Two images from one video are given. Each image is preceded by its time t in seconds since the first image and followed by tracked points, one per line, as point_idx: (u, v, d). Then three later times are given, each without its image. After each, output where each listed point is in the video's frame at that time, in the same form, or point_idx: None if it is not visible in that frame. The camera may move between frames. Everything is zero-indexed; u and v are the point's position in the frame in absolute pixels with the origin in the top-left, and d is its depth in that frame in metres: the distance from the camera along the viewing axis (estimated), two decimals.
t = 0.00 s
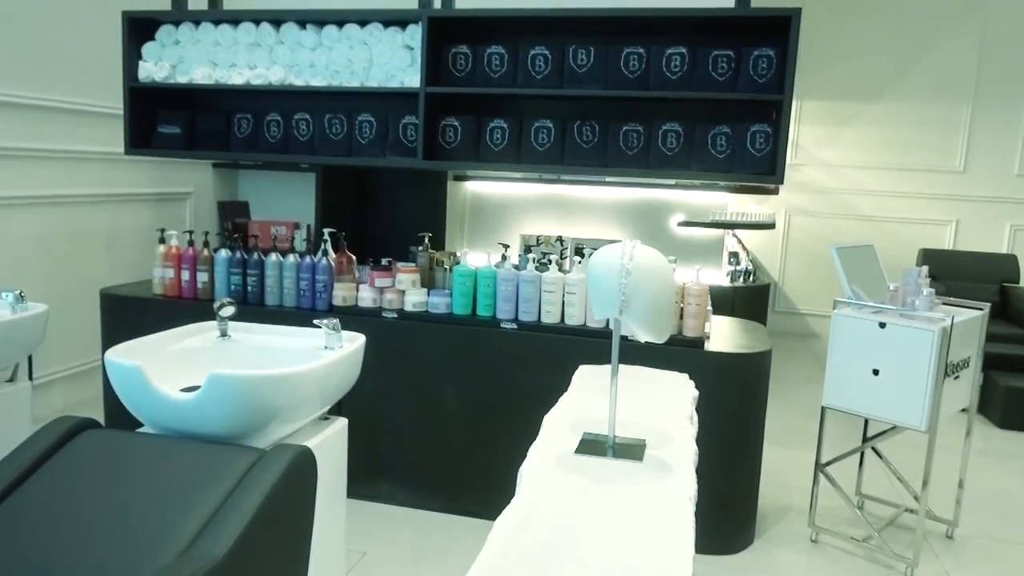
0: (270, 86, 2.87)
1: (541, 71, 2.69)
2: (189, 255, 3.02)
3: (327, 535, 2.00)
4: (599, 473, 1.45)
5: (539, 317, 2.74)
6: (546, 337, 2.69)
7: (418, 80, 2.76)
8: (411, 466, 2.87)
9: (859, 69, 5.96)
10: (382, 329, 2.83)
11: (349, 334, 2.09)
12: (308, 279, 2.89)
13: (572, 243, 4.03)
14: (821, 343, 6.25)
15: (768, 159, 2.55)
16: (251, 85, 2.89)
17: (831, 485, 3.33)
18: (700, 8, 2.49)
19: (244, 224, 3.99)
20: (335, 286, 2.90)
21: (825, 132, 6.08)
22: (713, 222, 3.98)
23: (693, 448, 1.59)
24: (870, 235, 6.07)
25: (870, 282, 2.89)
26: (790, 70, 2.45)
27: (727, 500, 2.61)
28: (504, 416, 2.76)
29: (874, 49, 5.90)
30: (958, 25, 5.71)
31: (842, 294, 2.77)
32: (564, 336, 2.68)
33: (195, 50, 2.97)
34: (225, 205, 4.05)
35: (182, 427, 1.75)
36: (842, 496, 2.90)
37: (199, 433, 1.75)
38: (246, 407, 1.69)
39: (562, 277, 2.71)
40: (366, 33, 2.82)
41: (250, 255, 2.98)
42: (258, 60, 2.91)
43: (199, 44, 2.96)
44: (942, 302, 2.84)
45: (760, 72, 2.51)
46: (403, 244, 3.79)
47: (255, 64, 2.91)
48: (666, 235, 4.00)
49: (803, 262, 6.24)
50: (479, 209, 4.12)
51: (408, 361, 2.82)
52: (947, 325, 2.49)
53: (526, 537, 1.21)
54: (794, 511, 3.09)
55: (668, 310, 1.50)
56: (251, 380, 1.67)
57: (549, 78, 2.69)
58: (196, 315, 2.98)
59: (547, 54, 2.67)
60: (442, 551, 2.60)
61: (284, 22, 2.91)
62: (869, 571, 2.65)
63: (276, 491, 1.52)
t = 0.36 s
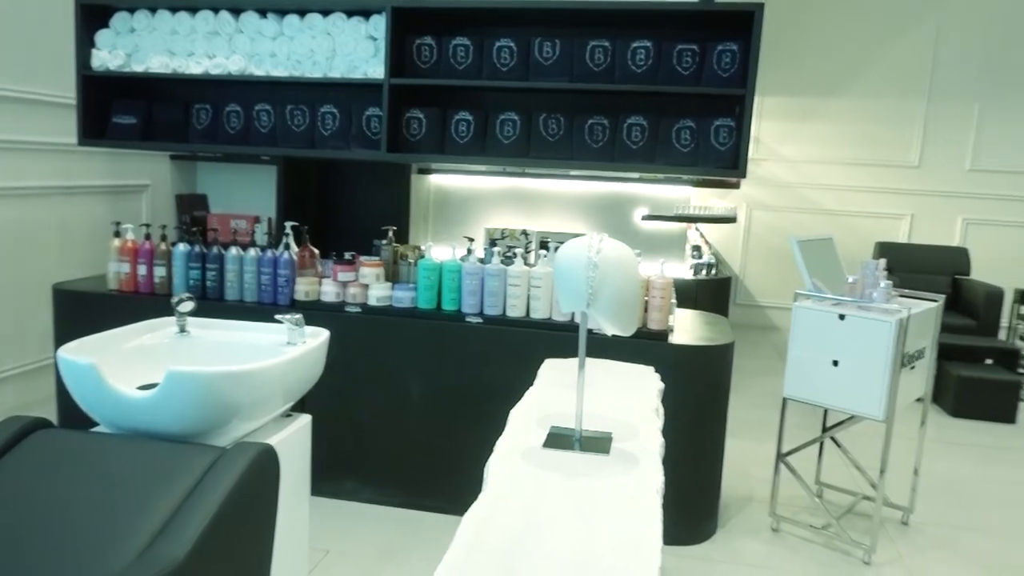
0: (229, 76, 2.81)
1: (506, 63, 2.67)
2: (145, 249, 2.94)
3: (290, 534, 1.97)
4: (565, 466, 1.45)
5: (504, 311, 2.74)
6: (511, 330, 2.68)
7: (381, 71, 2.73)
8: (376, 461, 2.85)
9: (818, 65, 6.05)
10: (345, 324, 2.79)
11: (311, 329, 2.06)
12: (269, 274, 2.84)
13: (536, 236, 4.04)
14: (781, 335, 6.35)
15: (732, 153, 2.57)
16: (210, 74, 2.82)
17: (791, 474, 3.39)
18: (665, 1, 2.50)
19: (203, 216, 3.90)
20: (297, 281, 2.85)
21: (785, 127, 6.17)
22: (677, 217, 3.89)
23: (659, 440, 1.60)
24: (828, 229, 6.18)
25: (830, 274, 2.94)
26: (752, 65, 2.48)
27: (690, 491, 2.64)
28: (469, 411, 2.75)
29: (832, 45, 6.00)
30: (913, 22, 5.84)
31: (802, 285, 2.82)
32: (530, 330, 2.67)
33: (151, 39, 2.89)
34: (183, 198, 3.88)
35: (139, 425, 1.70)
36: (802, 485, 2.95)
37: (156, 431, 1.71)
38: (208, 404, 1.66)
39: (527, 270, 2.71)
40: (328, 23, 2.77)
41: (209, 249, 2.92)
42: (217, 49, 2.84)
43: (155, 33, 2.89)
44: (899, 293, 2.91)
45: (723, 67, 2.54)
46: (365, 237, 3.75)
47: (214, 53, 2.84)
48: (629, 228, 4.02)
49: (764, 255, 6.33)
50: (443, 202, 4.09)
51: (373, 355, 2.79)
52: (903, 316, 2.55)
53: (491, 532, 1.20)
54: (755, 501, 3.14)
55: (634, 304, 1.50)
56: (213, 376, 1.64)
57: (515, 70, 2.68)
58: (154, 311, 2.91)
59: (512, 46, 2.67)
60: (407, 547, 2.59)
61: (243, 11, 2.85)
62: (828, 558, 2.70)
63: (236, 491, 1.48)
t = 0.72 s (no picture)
0: (108, 71, 2.61)
1: (408, 63, 2.69)
2: (12, 257, 2.67)
3: (187, 558, 1.86)
4: (484, 472, 1.43)
5: (408, 316, 2.69)
6: (417, 336, 2.63)
7: (277, 69, 2.62)
8: (275, 476, 2.73)
9: (704, 71, 6.29)
10: (241, 333, 2.66)
11: (208, 341, 1.96)
12: (156, 282, 2.67)
13: (438, 239, 3.98)
14: (674, 331, 6.56)
15: (633, 155, 2.69)
16: (86, 68, 2.61)
17: (690, 466, 3.50)
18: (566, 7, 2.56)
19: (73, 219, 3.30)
20: (187, 289, 2.70)
21: (675, 131, 6.38)
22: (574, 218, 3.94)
23: (574, 441, 1.61)
24: (716, 229, 6.44)
25: (724, 271, 3.05)
26: (650, 70, 2.59)
27: (598, 489, 2.68)
28: (376, 419, 2.69)
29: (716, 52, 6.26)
30: (789, 32, 6.19)
31: (698, 282, 2.91)
32: (436, 334, 2.63)
33: (18, 27, 2.64)
34: (51, 198, 3.29)
35: (10, 452, 1.54)
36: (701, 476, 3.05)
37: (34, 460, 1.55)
38: (95, 425, 1.53)
39: (432, 274, 2.67)
40: (219, 18, 2.64)
41: (87, 257, 2.69)
42: (96, 42, 2.65)
43: (23, 22, 2.64)
44: (787, 288, 3.06)
45: (624, 71, 2.64)
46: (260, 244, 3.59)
47: (91, 47, 2.65)
48: (531, 230, 4.03)
49: (656, 254, 6.53)
50: (340, 205, 3.98)
51: (272, 367, 2.67)
52: (793, 312, 2.68)
53: (414, 544, 1.16)
54: (658, 493, 3.22)
55: (550, 309, 1.49)
56: (100, 394, 1.52)
57: (416, 71, 2.70)
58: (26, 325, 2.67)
59: (413, 46, 2.68)
60: (313, 563, 2.50)
61: (125, 2, 2.67)
62: (727, 544, 2.81)
63: (133, 518, 1.38)
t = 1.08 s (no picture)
0: None
1: (293, 56, 2.60)
2: None
3: None
4: (407, 472, 1.41)
5: (307, 317, 2.61)
6: (318, 338, 2.55)
7: (152, 63, 2.46)
8: (171, 495, 2.58)
9: (586, 63, 6.42)
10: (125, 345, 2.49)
11: (94, 356, 1.84)
12: (23, 295, 2.44)
13: (327, 239, 3.85)
14: (566, 319, 6.70)
15: (527, 148, 2.75)
16: None
17: (593, 450, 3.58)
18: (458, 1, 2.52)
19: None
20: (60, 300, 2.49)
21: (560, 122, 6.48)
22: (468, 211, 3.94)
23: (494, 434, 1.61)
24: (602, 218, 6.61)
25: (619, 258, 3.14)
26: (542, 63, 2.62)
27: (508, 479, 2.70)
28: (276, 427, 2.59)
29: (595, 45, 6.40)
30: (662, 26, 6.42)
31: (595, 270, 2.97)
32: (337, 335, 2.56)
33: None
34: None
35: None
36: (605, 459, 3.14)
37: None
38: None
39: (330, 273, 2.60)
40: (82, 7, 2.44)
41: None
42: None
43: None
44: (678, 272, 3.18)
45: (515, 64, 2.66)
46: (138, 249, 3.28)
47: None
48: (424, 225, 4.00)
49: (546, 245, 6.63)
50: (222, 206, 3.79)
51: (161, 380, 2.52)
52: (686, 295, 2.79)
53: (346, 552, 1.13)
54: (564, 479, 3.28)
55: (465, 305, 1.49)
56: None
57: (303, 64, 2.62)
58: None
59: (299, 38, 2.59)
60: None
61: None
62: (634, 523, 2.90)
63: (30, 548, 1.27)
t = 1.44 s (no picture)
0: None
1: (191, 54, 2.52)
2: None
3: None
4: (325, 482, 1.38)
5: (212, 327, 2.51)
6: (225, 348, 2.46)
7: (35, 60, 2.31)
8: (67, 520, 2.44)
9: (492, 65, 6.45)
10: (10, 361, 2.33)
11: None
12: None
13: (229, 245, 3.70)
14: (477, 320, 6.71)
15: (437, 149, 2.76)
16: None
17: (509, 450, 3.61)
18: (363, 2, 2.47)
19: None
20: None
21: (467, 124, 6.48)
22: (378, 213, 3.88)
23: (413, 439, 1.60)
24: (511, 219, 6.66)
25: (531, 260, 3.17)
26: (449, 64, 2.62)
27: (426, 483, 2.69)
28: (181, 442, 2.48)
29: (500, 47, 6.44)
30: (566, 29, 6.52)
31: (508, 271, 2.99)
32: (245, 344, 2.48)
33: None
34: None
35: None
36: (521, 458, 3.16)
37: None
38: None
39: (235, 280, 2.52)
40: None
41: None
42: None
43: None
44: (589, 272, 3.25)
45: (423, 65, 2.65)
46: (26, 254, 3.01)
47: None
48: (332, 228, 3.91)
49: (455, 247, 6.61)
50: (115, 211, 3.59)
51: (53, 400, 2.37)
52: (597, 295, 2.85)
53: (267, 568, 1.10)
54: (481, 480, 3.29)
55: (382, 307, 1.47)
56: None
57: (201, 63, 2.55)
58: None
59: (197, 36, 2.51)
60: None
61: None
62: (551, 520, 2.94)
63: None
